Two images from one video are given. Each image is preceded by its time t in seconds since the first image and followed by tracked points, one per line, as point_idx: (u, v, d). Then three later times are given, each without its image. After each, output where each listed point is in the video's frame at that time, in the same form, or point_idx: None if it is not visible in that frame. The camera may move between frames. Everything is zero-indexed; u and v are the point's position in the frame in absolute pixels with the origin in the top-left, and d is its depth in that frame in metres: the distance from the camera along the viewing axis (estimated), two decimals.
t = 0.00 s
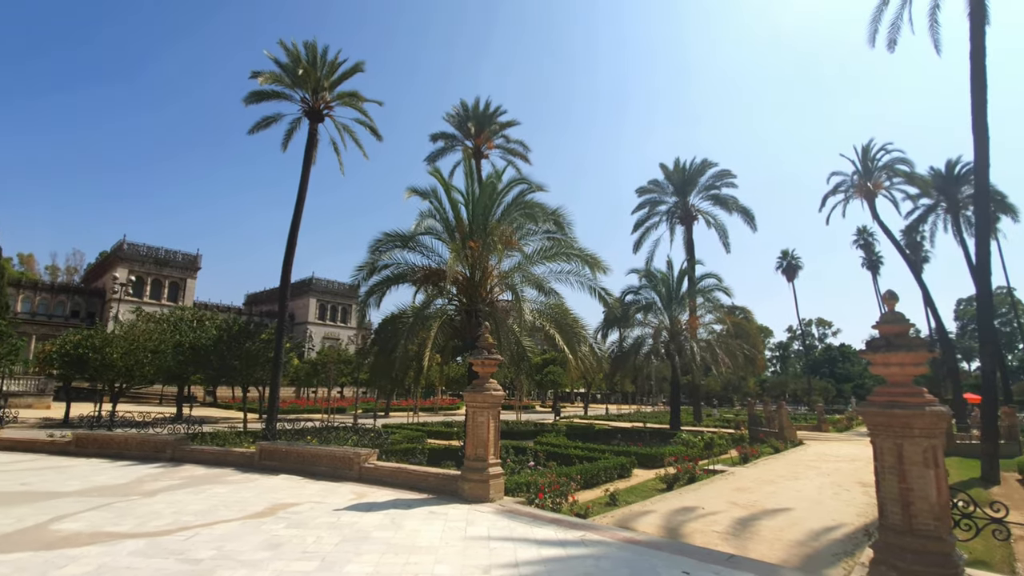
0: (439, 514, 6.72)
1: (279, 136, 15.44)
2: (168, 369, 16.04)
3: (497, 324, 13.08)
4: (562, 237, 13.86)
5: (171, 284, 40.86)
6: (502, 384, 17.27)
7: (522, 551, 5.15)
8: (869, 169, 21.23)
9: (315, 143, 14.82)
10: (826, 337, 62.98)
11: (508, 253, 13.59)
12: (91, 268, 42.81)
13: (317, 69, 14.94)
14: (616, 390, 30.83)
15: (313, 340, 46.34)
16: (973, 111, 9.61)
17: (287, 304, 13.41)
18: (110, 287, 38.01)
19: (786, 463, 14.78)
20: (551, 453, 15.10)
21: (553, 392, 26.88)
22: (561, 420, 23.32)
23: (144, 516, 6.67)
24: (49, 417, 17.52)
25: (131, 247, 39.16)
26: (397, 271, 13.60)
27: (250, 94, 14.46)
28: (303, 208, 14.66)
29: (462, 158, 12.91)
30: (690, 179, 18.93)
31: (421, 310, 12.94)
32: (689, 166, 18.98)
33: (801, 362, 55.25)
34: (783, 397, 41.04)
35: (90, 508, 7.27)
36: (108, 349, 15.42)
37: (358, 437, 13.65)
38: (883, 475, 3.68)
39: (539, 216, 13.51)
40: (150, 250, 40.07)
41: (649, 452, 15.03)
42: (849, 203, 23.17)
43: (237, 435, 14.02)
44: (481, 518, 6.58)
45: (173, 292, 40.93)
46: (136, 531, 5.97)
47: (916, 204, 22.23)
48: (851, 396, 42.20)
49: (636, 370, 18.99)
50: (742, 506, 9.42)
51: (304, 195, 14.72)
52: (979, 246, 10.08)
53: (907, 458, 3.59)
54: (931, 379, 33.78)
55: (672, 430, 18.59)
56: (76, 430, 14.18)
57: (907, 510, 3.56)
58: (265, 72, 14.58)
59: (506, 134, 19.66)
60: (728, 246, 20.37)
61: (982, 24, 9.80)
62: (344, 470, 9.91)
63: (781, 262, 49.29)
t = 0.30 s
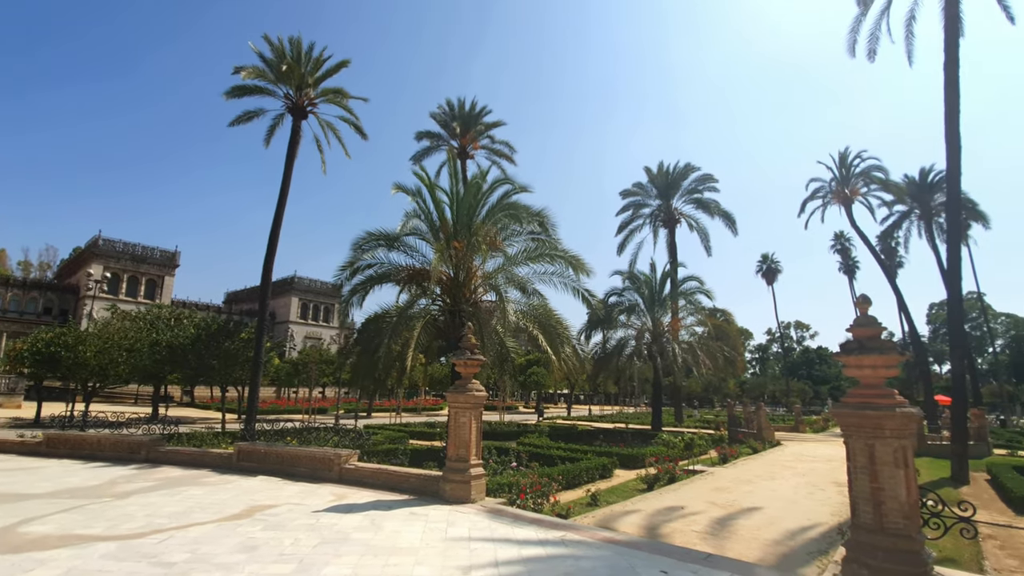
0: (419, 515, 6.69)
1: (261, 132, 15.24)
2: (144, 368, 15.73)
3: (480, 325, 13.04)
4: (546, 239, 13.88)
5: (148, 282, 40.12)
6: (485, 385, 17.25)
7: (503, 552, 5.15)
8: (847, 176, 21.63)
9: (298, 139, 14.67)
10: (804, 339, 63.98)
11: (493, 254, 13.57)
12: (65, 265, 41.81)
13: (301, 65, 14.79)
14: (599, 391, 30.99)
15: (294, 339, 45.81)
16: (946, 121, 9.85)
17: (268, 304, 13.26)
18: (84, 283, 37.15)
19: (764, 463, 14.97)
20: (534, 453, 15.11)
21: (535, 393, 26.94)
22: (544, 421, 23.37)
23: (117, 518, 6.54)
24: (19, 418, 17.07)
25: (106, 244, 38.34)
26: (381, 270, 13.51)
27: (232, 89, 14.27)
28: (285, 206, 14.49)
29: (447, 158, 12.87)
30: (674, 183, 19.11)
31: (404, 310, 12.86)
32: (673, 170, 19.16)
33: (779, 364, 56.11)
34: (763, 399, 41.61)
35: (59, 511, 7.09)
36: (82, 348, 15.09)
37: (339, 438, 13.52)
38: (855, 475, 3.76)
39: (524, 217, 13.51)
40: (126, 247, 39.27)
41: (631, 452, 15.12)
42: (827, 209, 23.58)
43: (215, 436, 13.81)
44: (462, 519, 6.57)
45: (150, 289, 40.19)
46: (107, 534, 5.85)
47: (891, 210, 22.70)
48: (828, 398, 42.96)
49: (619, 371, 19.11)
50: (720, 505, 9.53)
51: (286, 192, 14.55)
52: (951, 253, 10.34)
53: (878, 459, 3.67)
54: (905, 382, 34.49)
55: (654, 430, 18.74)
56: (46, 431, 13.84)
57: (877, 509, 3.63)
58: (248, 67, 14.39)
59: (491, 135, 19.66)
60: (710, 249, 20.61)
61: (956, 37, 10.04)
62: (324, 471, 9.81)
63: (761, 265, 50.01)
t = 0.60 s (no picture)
0: (402, 516, 6.65)
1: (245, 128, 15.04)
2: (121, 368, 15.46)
3: (465, 325, 13.00)
4: (532, 239, 13.88)
5: (127, 279, 39.44)
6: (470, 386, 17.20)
7: (485, 553, 5.15)
8: (828, 181, 21.96)
9: (283, 136, 14.52)
10: (786, 341, 64.87)
11: (479, 254, 13.54)
12: (41, 261, 40.90)
13: (286, 61, 14.65)
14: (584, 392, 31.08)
15: (277, 339, 45.31)
16: (923, 128, 10.05)
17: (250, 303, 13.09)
18: (61, 281, 36.37)
19: (746, 463, 15.14)
20: (519, 453, 15.11)
21: (521, 393, 26.95)
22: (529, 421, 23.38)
23: (91, 521, 6.41)
24: None
25: (84, 240, 37.59)
26: (366, 270, 13.41)
27: (216, 84, 14.08)
28: (269, 204, 14.32)
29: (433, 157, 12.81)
30: (659, 185, 19.26)
31: (390, 310, 12.79)
32: (659, 172, 19.31)
33: (761, 365, 56.79)
34: (745, 399, 42.07)
35: (32, 513, 6.93)
36: (57, 346, 14.77)
37: (322, 438, 13.40)
38: (832, 474, 3.81)
39: (510, 217, 13.50)
40: (105, 244, 38.55)
41: (615, 453, 15.19)
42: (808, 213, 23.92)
43: (195, 436, 13.60)
44: (445, 520, 6.55)
45: (129, 287, 39.50)
46: (81, 537, 5.73)
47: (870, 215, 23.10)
48: (809, 398, 43.58)
49: (604, 372, 19.18)
50: (702, 505, 9.61)
51: (269, 190, 14.39)
52: (927, 257, 10.54)
53: (854, 459, 3.73)
54: (883, 384, 35.11)
55: (638, 431, 18.85)
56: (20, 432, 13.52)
57: (853, 508, 3.69)
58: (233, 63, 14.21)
59: (479, 135, 19.65)
60: (694, 251, 20.80)
61: (933, 46, 10.24)
62: (305, 472, 9.71)
63: (744, 268, 50.58)
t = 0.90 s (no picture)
0: (394, 516, 6.65)
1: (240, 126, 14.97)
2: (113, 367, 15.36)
3: (459, 325, 12.96)
4: (527, 240, 13.87)
5: (119, 278, 39.18)
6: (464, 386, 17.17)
7: (476, 554, 5.14)
8: (821, 183, 22.07)
9: (277, 135, 14.46)
10: (779, 342, 65.19)
11: (473, 254, 13.51)
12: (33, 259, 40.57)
13: (282, 60, 14.59)
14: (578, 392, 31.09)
15: (271, 338, 45.10)
16: (915, 131, 10.12)
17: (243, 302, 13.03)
18: (52, 279, 36.09)
19: (738, 463, 15.19)
20: (512, 454, 15.11)
21: (515, 393, 26.94)
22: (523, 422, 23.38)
23: (80, 521, 6.36)
24: None
25: (76, 238, 37.30)
26: (361, 270, 13.38)
27: (210, 81, 14.00)
28: (263, 203, 14.26)
29: (428, 157, 12.78)
30: (654, 187, 19.32)
31: (384, 310, 12.75)
32: (653, 174, 19.36)
33: (754, 366, 57.03)
34: (738, 400, 42.24)
35: (21, 513, 6.87)
36: (48, 344, 14.58)
37: (315, 438, 13.35)
38: (822, 475, 3.83)
39: (504, 218, 13.49)
40: (97, 241, 38.28)
41: (609, 453, 15.21)
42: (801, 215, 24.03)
43: (186, 436, 13.52)
44: (437, 520, 6.54)
45: (122, 286, 39.26)
46: (69, 537, 5.68)
47: (862, 217, 23.24)
48: (801, 399, 43.80)
49: (598, 372, 19.20)
50: (695, 505, 9.65)
51: (263, 190, 14.33)
52: (918, 259, 10.61)
53: (843, 460, 3.75)
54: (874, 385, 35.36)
55: (631, 431, 18.89)
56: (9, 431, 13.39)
57: (842, 509, 3.71)
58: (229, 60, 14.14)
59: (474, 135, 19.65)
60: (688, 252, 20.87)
61: (926, 49, 10.32)
62: (297, 472, 9.67)
63: (737, 269, 50.76)
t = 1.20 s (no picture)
0: (384, 518, 6.62)
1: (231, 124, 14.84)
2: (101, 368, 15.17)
3: (451, 326, 12.92)
4: (519, 241, 13.86)
5: (109, 277, 38.85)
6: (457, 387, 17.14)
7: (466, 555, 5.13)
8: (812, 186, 22.22)
9: (269, 134, 14.37)
10: (770, 343, 65.63)
11: (466, 254, 13.48)
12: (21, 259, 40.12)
13: (274, 58, 14.51)
14: (571, 393, 31.17)
15: (263, 338, 44.83)
16: (904, 134, 10.21)
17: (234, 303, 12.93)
18: (41, 278, 35.71)
19: (729, 463, 15.28)
20: (505, 454, 15.10)
21: (508, 394, 26.95)
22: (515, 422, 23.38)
23: (66, 523, 6.29)
24: None
25: (65, 237, 36.98)
26: (352, 271, 13.32)
27: (201, 79, 13.89)
28: (254, 202, 14.18)
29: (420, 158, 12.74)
30: (646, 188, 19.38)
31: (376, 310, 12.69)
32: (646, 175, 19.42)
33: (746, 366, 57.39)
34: (730, 400, 42.48)
35: (5, 515, 6.79)
36: (35, 344, 14.19)
37: (306, 439, 13.27)
38: (810, 475, 3.85)
39: (497, 218, 13.47)
40: (86, 241, 37.94)
41: (601, 453, 15.24)
42: (791, 217, 24.17)
43: (176, 438, 13.41)
44: (427, 522, 6.52)
45: (112, 285, 38.95)
46: (54, 540, 5.61)
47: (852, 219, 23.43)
48: (792, 400, 44.13)
49: (590, 373, 19.23)
50: (686, 505, 9.69)
51: (254, 189, 14.24)
52: (907, 261, 10.70)
53: (831, 459, 3.77)
54: (864, 385, 35.69)
55: (623, 431, 18.93)
56: None
57: (830, 508, 3.73)
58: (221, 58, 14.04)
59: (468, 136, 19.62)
60: (681, 253, 20.96)
61: (915, 52, 10.41)
62: (287, 473, 9.61)
63: (729, 270, 51.03)
